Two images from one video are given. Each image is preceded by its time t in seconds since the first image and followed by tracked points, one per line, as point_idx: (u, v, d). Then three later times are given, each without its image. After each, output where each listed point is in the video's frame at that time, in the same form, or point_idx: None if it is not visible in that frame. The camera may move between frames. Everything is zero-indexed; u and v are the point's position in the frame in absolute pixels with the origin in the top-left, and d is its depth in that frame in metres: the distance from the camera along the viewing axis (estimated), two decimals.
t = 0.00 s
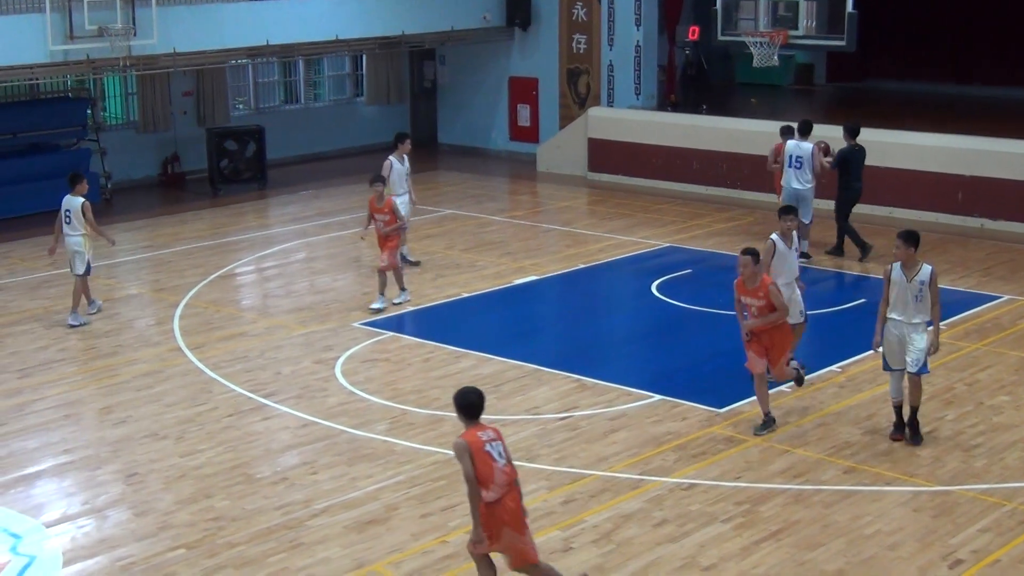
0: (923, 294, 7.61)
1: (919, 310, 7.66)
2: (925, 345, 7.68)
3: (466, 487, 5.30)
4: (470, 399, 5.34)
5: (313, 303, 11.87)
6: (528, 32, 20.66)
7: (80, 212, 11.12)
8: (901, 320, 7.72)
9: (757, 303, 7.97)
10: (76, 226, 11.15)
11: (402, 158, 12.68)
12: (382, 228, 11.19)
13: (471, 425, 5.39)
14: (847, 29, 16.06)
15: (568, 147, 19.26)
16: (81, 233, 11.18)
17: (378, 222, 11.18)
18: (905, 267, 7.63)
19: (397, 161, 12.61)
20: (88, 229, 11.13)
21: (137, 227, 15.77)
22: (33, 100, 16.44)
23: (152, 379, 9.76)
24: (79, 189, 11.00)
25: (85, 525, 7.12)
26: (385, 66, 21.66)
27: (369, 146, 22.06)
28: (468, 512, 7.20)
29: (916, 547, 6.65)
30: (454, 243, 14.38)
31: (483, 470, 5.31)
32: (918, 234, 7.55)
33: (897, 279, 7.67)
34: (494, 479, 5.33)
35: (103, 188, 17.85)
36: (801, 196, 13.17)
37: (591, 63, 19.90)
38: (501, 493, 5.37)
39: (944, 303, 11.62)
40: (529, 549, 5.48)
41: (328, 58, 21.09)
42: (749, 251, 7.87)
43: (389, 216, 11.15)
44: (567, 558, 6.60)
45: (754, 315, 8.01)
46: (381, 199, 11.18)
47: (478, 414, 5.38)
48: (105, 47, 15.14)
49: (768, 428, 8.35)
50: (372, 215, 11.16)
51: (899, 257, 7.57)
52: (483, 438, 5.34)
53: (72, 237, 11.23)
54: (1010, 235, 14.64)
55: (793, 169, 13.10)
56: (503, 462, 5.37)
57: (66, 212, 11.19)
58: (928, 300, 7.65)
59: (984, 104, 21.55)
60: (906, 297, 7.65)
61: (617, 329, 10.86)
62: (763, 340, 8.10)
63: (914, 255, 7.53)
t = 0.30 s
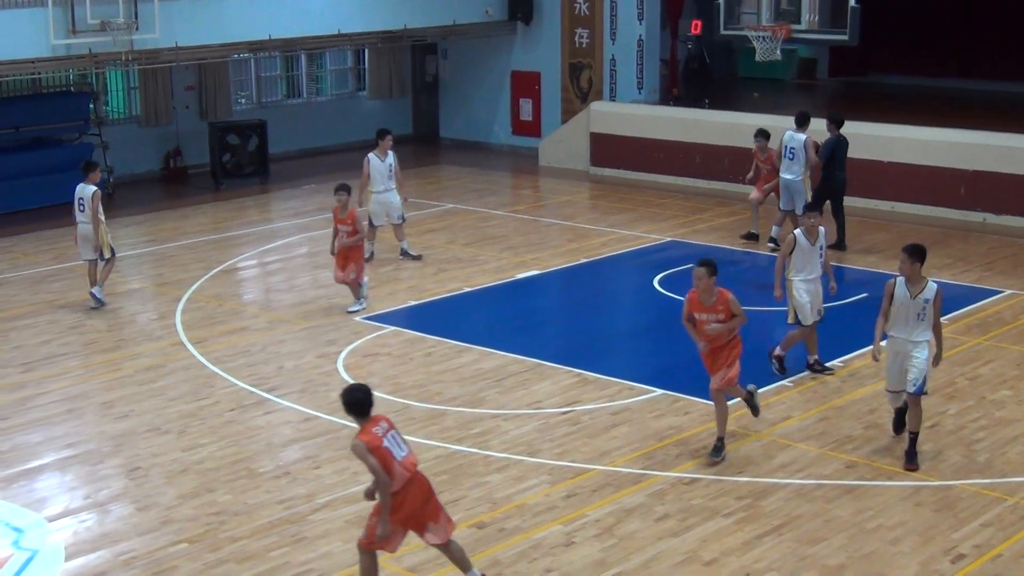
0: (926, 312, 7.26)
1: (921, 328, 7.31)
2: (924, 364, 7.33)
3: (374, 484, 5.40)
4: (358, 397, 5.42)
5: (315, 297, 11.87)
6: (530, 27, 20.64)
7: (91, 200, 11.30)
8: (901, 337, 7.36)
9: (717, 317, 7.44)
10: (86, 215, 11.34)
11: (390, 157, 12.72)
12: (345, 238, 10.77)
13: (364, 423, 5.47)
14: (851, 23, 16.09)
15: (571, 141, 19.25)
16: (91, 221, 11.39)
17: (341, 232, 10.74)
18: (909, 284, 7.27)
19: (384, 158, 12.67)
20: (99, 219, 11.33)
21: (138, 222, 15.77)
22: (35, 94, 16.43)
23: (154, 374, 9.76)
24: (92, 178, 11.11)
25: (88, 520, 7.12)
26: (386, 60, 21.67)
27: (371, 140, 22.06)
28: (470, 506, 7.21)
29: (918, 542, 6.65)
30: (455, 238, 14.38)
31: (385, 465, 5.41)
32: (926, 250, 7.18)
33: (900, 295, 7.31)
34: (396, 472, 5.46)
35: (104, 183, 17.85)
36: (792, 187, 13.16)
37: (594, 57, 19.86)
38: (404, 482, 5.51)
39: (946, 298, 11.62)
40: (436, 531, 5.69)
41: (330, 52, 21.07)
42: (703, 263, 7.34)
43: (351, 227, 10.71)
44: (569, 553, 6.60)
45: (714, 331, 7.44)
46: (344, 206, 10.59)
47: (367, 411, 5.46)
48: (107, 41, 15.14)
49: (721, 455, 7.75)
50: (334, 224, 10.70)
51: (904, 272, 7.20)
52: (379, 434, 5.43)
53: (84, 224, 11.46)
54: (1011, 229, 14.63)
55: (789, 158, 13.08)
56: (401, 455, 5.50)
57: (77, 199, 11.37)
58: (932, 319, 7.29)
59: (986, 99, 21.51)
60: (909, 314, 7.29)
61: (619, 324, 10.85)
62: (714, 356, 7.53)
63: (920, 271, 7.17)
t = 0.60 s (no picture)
0: (923, 323, 6.92)
1: (918, 339, 6.97)
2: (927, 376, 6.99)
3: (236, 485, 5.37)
4: (237, 395, 5.37)
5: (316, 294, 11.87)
6: (531, 25, 20.64)
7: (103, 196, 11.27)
8: (898, 351, 7.01)
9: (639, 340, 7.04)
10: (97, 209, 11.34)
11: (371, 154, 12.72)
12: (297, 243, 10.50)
13: (243, 421, 5.42)
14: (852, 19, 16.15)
15: (571, 138, 19.26)
16: (101, 215, 11.40)
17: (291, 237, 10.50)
18: (902, 294, 6.93)
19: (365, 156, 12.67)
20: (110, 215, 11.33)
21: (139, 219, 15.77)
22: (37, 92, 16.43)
23: (156, 371, 9.77)
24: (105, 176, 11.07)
25: (89, 517, 7.13)
26: (387, 58, 21.68)
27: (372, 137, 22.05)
28: (472, 504, 7.21)
29: (919, 539, 6.66)
30: (456, 235, 14.38)
31: (251, 467, 5.38)
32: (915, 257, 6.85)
33: (894, 307, 6.96)
34: (262, 476, 5.39)
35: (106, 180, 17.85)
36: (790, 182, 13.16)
37: (595, 54, 19.85)
38: (274, 487, 5.42)
39: (947, 295, 11.62)
40: (305, 543, 5.55)
41: (331, 49, 21.06)
42: (621, 284, 6.90)
43: (302, 231, 10.45)
44: (570, 550, 6.61)
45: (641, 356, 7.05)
46: (292, 213, 10.37)
47: (247, 409, 5.41)
48: (109, 38, 15.16)
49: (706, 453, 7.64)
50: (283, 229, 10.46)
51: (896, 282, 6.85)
52: (251, 434, 5.38)
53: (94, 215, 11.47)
54: (1013, 226, 14.62)
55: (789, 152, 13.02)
56: (274, 456, 5.43)
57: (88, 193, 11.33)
58: (929, 329, 6.95)
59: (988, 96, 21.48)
60: (904, 326, 6.95)
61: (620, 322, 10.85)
62: (645, 377, 7.19)
63: (912, 280, 6.83)
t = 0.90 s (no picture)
0: (911, 334, 6.63)
1: (906, 352, 6.67)
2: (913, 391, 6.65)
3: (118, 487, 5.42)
4: (117, 400, 5.48)
5: (318, 291, 11.88)
6: (533, 22, 20.64)
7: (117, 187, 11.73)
8: (886, 363, 6.72)
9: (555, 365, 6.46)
10: (115, 201, 11.75)
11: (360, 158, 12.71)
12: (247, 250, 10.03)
13: (124, 425, 5.50)
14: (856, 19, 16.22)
15: (573, 136, 19.25)
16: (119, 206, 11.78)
17: (241, 243, 10.02)
18: (891, 303, 6.66)
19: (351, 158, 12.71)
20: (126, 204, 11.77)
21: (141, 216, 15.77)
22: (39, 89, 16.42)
23: (157, 368, 9.77)
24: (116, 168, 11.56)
25: (90, 514, 7.13)
26: (388, 55, 21.68)
27: (374, 134, 22.04)
28: (473, 501, 7.22)
29: (920, 537, 6.65)
30: (458, 233, 14.38)
31: (133, 471, 5.43)
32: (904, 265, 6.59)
33: (883, 317, 6.69)
34: (143, 480, 5.46)
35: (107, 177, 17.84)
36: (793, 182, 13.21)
37: (596, 52, 19.85)
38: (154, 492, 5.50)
39: (948, 292, 11.62)
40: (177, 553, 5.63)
41: (333, 47, 21.04)
42: (534, 306, 6.28)
43: (254, 236, 10.00)
44: (571, 547, 6.61)
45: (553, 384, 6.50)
46: (243, 217, 9.92)
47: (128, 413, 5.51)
48: (110, 35, 15.16)
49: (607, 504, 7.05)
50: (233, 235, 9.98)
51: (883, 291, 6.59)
52: (136, 436, 5.46)
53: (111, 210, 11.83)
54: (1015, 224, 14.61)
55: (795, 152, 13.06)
56: (155, 462, 5.52)
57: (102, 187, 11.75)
58: (920, 340, 6.65)
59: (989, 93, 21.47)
60: (893, 337, 6.66)
61: (622, 319, 10.85)
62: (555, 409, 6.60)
63: (900, 288, 6.56)
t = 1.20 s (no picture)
0: (902, 363, 6.20)
1: (895, 381, 6.23)
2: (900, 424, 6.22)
3: None
4: None
5: (319, 289, 11.87)
6: (535, 21, 20.64)
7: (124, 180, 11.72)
8: (873, 391, 6.28)
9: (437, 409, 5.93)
10: (122, 194, 11.75)
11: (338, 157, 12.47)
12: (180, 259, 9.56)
13: None
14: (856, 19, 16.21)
15: (574, 135, 19.25)
16: (126, 201, 11.78)
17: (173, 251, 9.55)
18: (883, 329, 6.23)
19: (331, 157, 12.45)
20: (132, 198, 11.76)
21: (143, 213, 15.79)
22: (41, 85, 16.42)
23: (157, 365, 9.76)
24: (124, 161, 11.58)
25: (89, 510, 7.12)
26: (390, 53, 21.66)
27: (375, 132, 22.05)
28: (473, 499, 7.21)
29: (920, 538, 6.65)
30: (458, 231, 14.37)
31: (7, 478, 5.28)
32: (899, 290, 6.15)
33: (874, 342, 6.26)
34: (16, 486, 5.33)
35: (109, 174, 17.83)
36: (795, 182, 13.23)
37: (598, 51, 19.83)
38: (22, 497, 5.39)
39: (949, 293, 11.62)
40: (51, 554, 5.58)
41: (335, 45, 21.03)
42: (423, 336, 5.82)
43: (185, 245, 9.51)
44: (571, 546, 6.60)
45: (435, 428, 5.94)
46: (178, 224, 9.50)
47: None
48: (112, 32, 15.14)
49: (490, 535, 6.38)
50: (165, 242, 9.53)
51: (875, 316, 6.16)
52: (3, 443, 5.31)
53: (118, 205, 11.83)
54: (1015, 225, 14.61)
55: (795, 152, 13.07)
56: (25, 465, 5.39)
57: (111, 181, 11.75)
58: (911, 370, 6.23)
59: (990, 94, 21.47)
60: (882, 365, 6.23)
61: (622, 319, 10.83)
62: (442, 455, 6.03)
63: (893, 315, 6.12)
